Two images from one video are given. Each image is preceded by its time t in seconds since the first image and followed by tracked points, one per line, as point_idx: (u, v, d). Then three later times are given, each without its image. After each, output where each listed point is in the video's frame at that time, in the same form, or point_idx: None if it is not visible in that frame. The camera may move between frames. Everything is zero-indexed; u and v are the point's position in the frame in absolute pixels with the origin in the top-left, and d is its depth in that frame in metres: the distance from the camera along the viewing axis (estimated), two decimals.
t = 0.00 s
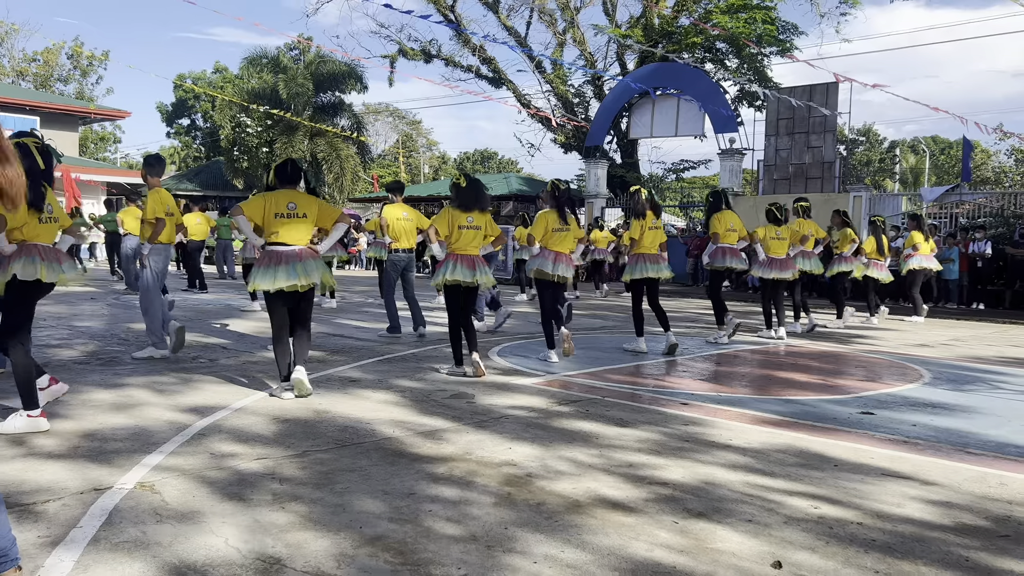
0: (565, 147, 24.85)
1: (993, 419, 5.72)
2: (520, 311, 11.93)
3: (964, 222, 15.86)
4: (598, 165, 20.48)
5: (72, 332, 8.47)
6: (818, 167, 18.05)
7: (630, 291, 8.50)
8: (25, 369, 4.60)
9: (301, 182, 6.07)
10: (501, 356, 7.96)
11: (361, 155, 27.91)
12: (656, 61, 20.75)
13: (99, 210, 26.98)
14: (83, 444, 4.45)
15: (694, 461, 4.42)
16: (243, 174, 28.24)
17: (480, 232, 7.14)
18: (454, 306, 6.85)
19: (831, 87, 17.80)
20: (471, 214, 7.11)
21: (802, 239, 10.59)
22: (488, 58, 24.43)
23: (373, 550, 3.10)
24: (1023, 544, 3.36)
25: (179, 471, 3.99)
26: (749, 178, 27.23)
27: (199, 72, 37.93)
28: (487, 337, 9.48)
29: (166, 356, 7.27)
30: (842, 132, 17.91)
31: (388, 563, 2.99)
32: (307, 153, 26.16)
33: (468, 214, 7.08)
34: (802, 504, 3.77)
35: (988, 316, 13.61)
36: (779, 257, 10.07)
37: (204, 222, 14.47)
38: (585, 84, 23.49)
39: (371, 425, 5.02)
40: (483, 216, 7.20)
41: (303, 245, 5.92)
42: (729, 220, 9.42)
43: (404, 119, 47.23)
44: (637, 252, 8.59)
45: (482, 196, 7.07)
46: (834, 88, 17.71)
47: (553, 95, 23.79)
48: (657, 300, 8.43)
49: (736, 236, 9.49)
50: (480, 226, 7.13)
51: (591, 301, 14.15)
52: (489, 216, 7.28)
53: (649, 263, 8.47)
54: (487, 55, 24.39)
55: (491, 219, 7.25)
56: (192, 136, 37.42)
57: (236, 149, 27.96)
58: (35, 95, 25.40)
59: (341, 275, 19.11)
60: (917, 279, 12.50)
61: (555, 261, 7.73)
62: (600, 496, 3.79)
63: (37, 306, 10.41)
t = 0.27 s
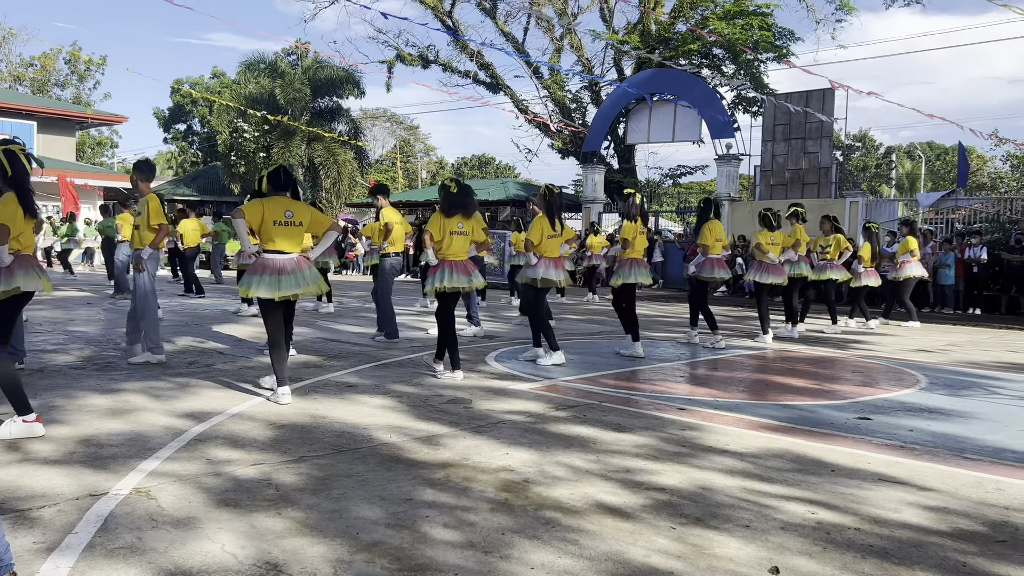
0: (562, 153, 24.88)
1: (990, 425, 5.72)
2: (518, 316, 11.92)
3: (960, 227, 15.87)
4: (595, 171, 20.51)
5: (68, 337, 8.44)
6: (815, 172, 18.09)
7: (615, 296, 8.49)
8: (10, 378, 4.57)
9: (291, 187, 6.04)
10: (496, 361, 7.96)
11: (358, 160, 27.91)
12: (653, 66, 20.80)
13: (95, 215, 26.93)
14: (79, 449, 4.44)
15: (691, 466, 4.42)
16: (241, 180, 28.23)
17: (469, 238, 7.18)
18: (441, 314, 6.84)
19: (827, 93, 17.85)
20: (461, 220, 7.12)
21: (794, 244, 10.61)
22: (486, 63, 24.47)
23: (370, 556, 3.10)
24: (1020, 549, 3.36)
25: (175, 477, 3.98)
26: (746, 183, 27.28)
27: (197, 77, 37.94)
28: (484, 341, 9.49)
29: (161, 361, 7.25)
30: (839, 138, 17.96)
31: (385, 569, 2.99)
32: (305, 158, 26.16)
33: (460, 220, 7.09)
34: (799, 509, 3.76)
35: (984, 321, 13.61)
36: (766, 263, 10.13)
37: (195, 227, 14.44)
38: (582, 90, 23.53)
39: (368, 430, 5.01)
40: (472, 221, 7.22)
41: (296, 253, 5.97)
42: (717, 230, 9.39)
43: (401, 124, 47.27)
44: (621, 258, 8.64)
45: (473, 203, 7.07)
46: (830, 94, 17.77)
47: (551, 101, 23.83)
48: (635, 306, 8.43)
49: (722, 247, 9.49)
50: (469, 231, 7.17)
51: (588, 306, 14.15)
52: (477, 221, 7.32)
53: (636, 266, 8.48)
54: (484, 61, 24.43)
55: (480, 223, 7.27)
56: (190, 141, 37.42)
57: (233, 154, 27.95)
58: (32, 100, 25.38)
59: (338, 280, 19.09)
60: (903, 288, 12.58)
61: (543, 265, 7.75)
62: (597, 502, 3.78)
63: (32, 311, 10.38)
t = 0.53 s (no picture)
0: (560, 159, 24.91)
1: (987, 431, 5.72)
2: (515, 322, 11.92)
3: (957, 234, 15.91)
4: (592, 177, 20.53)
5: (64, 342, 8.42)
6: (812, 179, 18.13)
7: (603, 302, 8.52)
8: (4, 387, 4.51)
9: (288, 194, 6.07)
10: (493, 367, 7.96)
11: (356, 166, 27.92)
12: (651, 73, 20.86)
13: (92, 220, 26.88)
14: (75, 455, 4.42)
15: (688, 472, 4.42)
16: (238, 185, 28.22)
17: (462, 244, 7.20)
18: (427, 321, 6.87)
19: (824, 100, 17.91)
20: (457, 226, 7.12)
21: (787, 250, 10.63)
22: (484, 69, 24.52)
23: (367, 562, 3.09)
24: (1017, 556, 3.36)
25: (171, 482, 3.97)
26: (743, 190, 27.31)
27: (194, 82, 37.94)
28: (481, 347, 9.48)
29: (158, 366, 7.25)
30: (835, 145, 18.00)
31: None
32: (302, 164, 26.16)
33: (455, 226, 7.11)
34: (796, 516, 3.77)
35: (981, 328, 13.62)
36: (763, 270, 10.19)
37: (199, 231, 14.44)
38: (580, 96, 23.56)
39: (365, 436, 5.00)
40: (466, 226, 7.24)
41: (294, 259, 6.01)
42: (712, 234, 9.41)
43: (399, 130, 47.33)
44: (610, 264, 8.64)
45: (467, 209, 7.11)
46: (828, 101, 17.82)
47: (548, 107, 23.87)
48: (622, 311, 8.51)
49: (715, 250, 9.56)
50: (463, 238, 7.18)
51: (585, 312, 14.14)
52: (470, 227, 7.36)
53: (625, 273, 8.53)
54: (482, 67, 24.47)
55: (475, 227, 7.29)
56: (187, 147, 37.41)
57: (230, 160, 27.94)
58: (30, 105, 25.39)
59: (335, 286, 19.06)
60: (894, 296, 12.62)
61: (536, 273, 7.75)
62: (595, 509, 3.78)
63: (28, 317, 10.35)
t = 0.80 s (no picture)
0: (558, 166, 24.96)
1: (984, 439, 5.73)
2: (513, 329, 11.92)
3: (954, 242, 15.98)
4: (590, 185, 20.58)
5: (61, 349, 8.40)
6: (809, 187, 18.18)
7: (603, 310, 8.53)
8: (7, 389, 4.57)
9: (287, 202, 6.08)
10: (490, 374, 7.96)
11: (354, 172, 27.95)
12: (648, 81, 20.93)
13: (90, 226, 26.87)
14: (72, 462, 4.41)
15: (686, 480, 4.41)
16: (236, 192, 28.22)
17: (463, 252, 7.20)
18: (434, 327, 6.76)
19: (821, 108, 17.97)
20: (457, 234, 7.14)
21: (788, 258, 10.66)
22: (482, 77, 24.58)
23: (364, 570, 3.08)
24: (1015, 565, 3.36)
25: (168, 489, 3.95)
26: (740, 197, 27.37)
27: (193, 89, 37.98)
28: (478, 355, 9.47)
29: (155, 373, 7.23)
30: (832, 152, 18.05)
31: None
32: (300, 170, 26.18)
33: (456, 235, 7.12)
34: (794, 524, 3.76)
35: (978, 336, 13.65)
36: (763, 277, 10.19)
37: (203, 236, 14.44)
38: (577, 104, 23.62)
39: (362, 443, 4.99)
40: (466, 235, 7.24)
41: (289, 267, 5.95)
42: (712, 241, 9.46)
43: (397, 137, 47.41)
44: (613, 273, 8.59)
45: (468, 217, 7.14)
46: (825, 109, 17.88)
47: (546, 114, 23.93)
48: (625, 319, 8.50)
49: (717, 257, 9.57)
50: (464, 247, 7.19)
51: (583, 319, 14.14)
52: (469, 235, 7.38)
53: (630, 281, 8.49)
54: (481, 74, 24.54)
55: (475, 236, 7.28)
56: (185, 153, 37.44)
57: (229, 167, 27.96)
58: (28, 111, 25.40)
59: (333, 293, 19.05)
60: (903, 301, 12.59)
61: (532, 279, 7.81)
62: (593, 516, 3.78)
63: (26, 323, 10.33)
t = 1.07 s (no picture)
0: (557, 175, 25.01)
1: (984, 448, 5.72)
2: (513, 337, 11.91)
3: (953, 251, 15.95)
4: (590, 193, 20.62)
5: (60, 356, 8.39)
6: (809, 196, 18.22)
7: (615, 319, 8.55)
8: (13, 392, 4.61)
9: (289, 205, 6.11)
10: (490, 382, 7.95)
11: (354, 180, 28.00)
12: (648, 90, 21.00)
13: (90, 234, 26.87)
14: (70, 469, 4.39)
15: (686, 488, 4.40)
16: (236, 200, 28.25)
17: (475, 256, 7.17)
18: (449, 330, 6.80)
19: (820, 117, 18.02)
20: (464, 238, 7.12)
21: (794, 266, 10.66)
22: (482, 85, 24.66)
23: None
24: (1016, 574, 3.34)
25: (167, 497, 3.95)
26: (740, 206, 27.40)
27: (193, 97, 38.07)
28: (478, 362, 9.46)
29: (156, 381, 7.23)
30: (832, 161, 18.10)
31: None
32: (300, 178, 26.22)
33: (466, 240, 7.12)
34: (794, 533, 3.75)
35: (978, 345, 13.65)
36: (772, 283, 10.24)
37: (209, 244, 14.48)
38: (577, 113, 23.68)
39: (362, 451, 4.98)
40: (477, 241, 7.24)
41: (294, 267, 5.93)
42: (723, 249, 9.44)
43: (397, 145, 47.52)
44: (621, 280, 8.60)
45: (474, 220, 7.12)
46: (824, 118, 17.94)
47: (546, 123, 23.99)
48: (634, 329, 8.56)
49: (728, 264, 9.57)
50: (476, 251, 7.16)
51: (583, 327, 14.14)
52: (478, 240, 7.35)
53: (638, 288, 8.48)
54: (481, 83, 24.61)
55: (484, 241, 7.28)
56: (185, 161, 37.51)
57: (229, 175, 27.99)
58: (29, 119, 25.48)
59: (332, 301, 19.05)
60: (911, 307, 12.58)
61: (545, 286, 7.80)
62: (593, 524, 3.77)
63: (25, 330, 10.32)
